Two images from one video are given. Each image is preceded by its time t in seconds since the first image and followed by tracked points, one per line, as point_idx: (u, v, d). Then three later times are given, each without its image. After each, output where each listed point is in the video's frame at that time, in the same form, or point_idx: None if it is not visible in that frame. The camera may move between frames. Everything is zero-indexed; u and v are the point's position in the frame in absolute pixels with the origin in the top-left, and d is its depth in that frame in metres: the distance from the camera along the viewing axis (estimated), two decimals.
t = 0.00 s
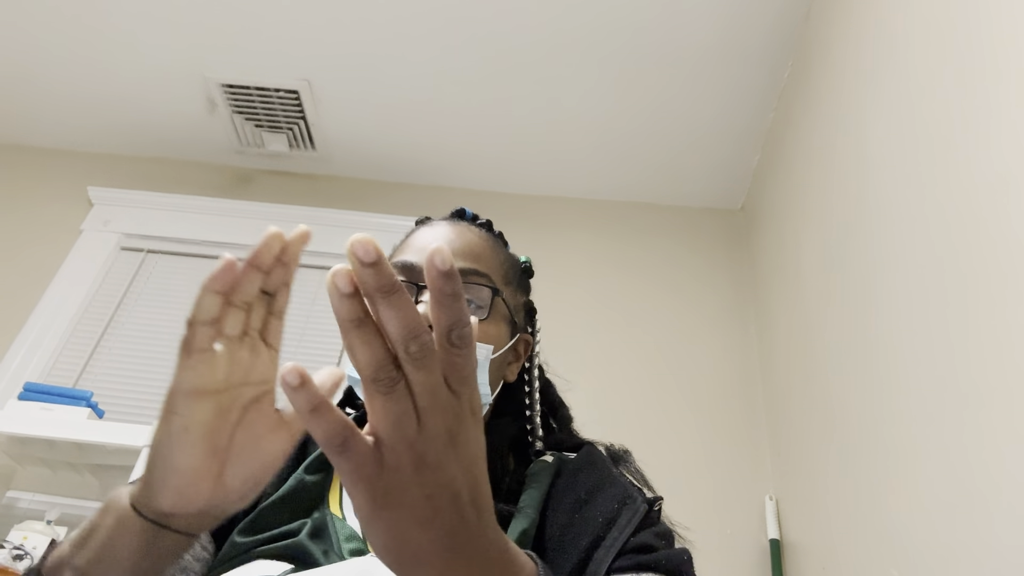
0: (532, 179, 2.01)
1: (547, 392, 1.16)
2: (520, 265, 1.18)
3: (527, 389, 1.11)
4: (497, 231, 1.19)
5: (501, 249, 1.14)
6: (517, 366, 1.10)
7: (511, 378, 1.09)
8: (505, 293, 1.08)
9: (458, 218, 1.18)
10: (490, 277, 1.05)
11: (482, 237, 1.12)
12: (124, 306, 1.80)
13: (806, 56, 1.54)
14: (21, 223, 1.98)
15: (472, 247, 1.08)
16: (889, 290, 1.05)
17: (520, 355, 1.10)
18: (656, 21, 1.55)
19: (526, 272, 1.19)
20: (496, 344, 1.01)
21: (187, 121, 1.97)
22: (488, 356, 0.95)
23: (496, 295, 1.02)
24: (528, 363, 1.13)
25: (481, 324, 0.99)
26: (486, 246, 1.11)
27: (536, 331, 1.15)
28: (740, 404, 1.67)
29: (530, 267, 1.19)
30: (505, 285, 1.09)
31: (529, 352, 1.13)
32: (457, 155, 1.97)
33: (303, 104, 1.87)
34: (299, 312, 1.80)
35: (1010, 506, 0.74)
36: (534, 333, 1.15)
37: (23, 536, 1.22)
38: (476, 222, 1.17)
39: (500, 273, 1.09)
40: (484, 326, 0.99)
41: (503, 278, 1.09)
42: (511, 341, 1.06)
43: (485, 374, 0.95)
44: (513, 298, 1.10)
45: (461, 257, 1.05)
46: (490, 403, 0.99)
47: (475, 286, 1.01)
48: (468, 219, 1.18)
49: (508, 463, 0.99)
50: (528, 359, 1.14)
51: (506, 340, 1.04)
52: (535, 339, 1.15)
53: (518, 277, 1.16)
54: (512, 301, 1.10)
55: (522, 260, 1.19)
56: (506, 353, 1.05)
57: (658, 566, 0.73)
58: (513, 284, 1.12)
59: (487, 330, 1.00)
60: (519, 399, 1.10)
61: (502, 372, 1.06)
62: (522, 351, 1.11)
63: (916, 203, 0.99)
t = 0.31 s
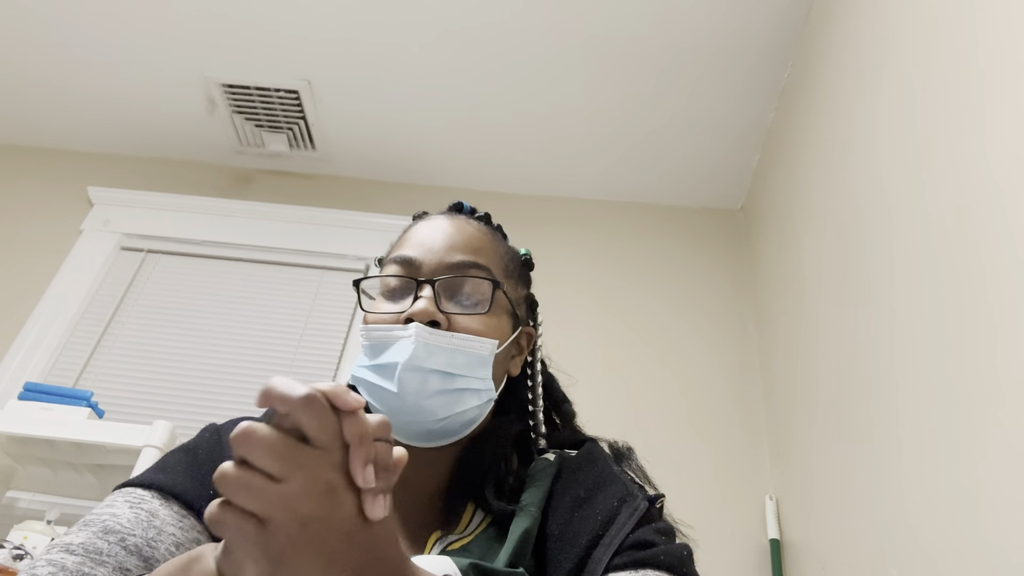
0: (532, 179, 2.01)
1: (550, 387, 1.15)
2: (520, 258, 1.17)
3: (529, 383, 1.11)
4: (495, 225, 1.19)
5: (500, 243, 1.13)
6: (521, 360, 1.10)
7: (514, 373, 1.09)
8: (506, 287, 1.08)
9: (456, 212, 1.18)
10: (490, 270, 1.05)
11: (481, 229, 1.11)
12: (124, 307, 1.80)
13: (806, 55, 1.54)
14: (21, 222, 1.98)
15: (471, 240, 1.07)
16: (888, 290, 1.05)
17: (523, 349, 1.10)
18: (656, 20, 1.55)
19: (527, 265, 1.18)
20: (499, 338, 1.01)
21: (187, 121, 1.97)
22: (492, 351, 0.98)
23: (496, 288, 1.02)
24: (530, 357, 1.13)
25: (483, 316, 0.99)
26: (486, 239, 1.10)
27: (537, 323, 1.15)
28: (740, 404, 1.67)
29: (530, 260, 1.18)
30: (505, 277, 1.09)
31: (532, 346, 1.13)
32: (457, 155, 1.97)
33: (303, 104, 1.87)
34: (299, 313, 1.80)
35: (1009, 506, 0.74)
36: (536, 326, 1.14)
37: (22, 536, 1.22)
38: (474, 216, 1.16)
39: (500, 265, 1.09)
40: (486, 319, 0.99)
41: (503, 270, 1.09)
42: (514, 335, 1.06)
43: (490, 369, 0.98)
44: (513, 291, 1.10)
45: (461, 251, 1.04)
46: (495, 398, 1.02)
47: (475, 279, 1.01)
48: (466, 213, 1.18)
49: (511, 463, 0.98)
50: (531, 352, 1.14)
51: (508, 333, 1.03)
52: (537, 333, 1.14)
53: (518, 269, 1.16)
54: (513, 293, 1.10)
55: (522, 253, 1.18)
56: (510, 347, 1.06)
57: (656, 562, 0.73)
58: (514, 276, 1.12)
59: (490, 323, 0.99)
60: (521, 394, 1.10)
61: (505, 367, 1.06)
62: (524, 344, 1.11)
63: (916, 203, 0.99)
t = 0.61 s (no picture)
0: (532, 179, 2.01)
1: (550, 383, 1.15)
2: (517, 254, 1.17)
3: (529, 379, 1.11)
4: (492, 221, 1.19)
5: (497, 239, 1.13)
6: (520, 357, 1.10)
7: (514, 369, 1.09)
8: (505, 284, 1.08)
9: (452, 209, 1.18)
10: (489, 267, 1.05)
11: (478, 226, 1.11)
12: (124, 307, 1.80)
13: (806, 55, 1.54)
14: (21, 222, 1.98)
15: (469, 238, 1.07)
16: (888, 289, 1.05)
17: (521, 345, 1.11)
18: (656, 21, 1.55)
19: (523, 260, 1.18)
20: (498, 335, 1.01)
21: (187, 121, 1.97)
22: (490, 348, 0.98)
23: (495, 286, 1.02)
24: (529, 353, 1.13)
25: (483, 315, 0.99)
26: (483, 236, 1.10)
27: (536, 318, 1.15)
28: (740, 403, 1.67)
29: (527, 256, 1.18)
30: (503, 274, 1.09)
31: (531, 341, 1.13)
32: (457, 155, 1.97)
33: (303, 104, 1.87)
34: (299, 312, 1.80)
35: (1009, 506, 0.74)
36: (535, 321, 1.14)
37: (23, 536, 1.23)
38: (470, 213, 1.16)
39: (498, 262, 1.09)
40: (485, 317, 0.99)
41: (501, 267, 1.09)
42: (513, 331, 1.06)
43: (490, 367, 0.98)
44: (512, 287, 1.10)
45: (458, 250, 1.04)
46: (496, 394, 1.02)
47: (473, 277, 1.00)
48: (462, 210, 1.17)
49: (513, 462, 0.98)
50: (530, 348, 1.14)
51: (507, 330, 1.04)
52: (536, 328, 1.14)
53: (516, 265, 1.15)
54: (512, 290, 1.10)
55: (519, 248, 1.18)
56: (510, 345, 1.06)
57: (660, 565, 0.72)
58: (512, 273, 1.12)
59: (488, 321, 1.00)
60: (522, 391, 1.09)
61: (505, 364, 1.06)
62: (523, 340, 1.12)
63: (916, 202, 0.99)
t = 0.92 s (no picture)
0: (532, 179, 2.01)
1: (547, 382, 1.15)
2: (513, 253, 1.17)
3: (527, 378, 1.12)
4: (487, 220, 1.19)
5: (493, 238, 1.13)
6: (519, 356, 1.09)
7: (513, 369, 1.09)
8: (502, 283, 1.08)
9: (448, 209, 1.17)
10: (486, 267, 1.05)
11: (474, 226, 1.11)
12: (124, 307, 1.80)
13: (806, 55, 1.54)
14: (21, 222, 1.98)
15: (466, 237, 1.07)
16: (889, 289, 1.05)
17: (520, 344, 1.10)
18: (656, 22, 1.55)
19: (519, 259, 1.18)
20: (497, 334, 1.01)
21: (187, 121, 1.97)
22: (489, 345, 0.97)
23: (493, 285, 1.01)
24: (525, 352, 1.13)
25: (481, 314, 0.99)
26: (480, 236, 1.10)
27: (532, 317, 1.16)
28: (739, 403, 1.67)
29: (523, 255, 1.18)
30: (501, 273, 1.09)
31: (530, 340, 1.13)
32: (456, 155, 1.97)
33: (303, 104, 1.87)
34: (299, 313, 1.80)
35: (1011, 507, 0.74)
36: (532, 320, 1.15)
37: (22, 536, 1.23)
38: (466, 212, 1.16)
39: (495, 262, 1.09)
40: (484, 316, 0.99)
41: (498, 267, 1.09)
42: (512, 331, 1.05)
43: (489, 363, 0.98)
44: (509, 286, 1.10)
45: (455, 250, 1.04)
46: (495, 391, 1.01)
47: (471, 277, 1.00)
48: (457, 210, 1.17)
49: (513, 463, 0.98)
50: (528, 348, 1.14)
51: (507, 330, 1.03)
52: (533, 327, 1.14)
53: (513, 264, 1.15)
54: (509, 289, 1.10)
55: (514, 247, 1.18)
56: (507, 343, 1.05)
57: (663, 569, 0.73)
58: (509, 272, 1.12)
59: (487, 320, 0.99)
60: (520, 389, 1.10)
61: (504, 363, 1.06)
62: (522, 340, 1.11)
63: (916, 203, 0.99)
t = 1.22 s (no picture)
0: (532, 179, 2.01)
1: (547, 380, 1.15)
2: (512, 250, 1.17)
3: (526, 376, 1.12)
4: (486, 217, 1.19)
5: (492, 235, 1.13)
6: (518, 353, 1.10)
7: (511, 366, 1.09)
8: (500, 279, 1.08)
9: (445, 206, 1.17)
10: (484, 263, 1.05)
11: (472, 222, 1.11)
12: (124, 306, 1.81)
13: (806, 55, 1.54)
14: (20, 222, 1.98)
15: (463, 234, 1.07)
16: (889, 288, 1.05)
17: (518, 342, 1.09)
18: (656, 22, 1.55)
19: (518, 255, 1.18)
20: (494, 330, 1.01)
21: (187, 121, 1.97)
22: (488, 342, 0.98)
23: (490, 281, 1.02)
24: (526, 349, 1.13)
25: (478, 311, 0.99)
26: (477, 232, 1.10)
27: (531, 314, 1.16)
28: (739, 402, 1.67)
29: (523, 251, 1.18)
30: (498, 270, 1.09)
31: (529, 337, 1.13)
32: (456, 155, 1.97)
33: (303, 104, 1.88)
34: (299, 312, 1.80)
35: (1011, 508, 0.73)
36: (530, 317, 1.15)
37: (22, 536, 1.23)
38: (464, 208, 1.16)
39: (493, 258, 1.08)
40: (481, 313, 0.99)
41: (496, 263, 1.09)
42: (510, 328, 1.05)
43: (488, 360, 0.97)
44: (507, 282, 1.10)
45: (453, 246, 1.04)
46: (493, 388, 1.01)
47: (468, 274, 1.00)
48: (455, 206, 1.17)
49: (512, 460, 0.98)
50: (527, 344, 1.14)
51: (504, 326, 1.04)
52: (532, 323, 1.14)
53: (511, 261, 1.15)
54: (507, 286, 1.09)
55: (514, 244, 1.18)
56: (506, 340, 1.05)
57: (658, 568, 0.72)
58: (507, 269, 1.12)
59: (484, 317, 1.00)
60: (519, 388, 1.11)
61: (502, 360, 1.06)
62: (520, 336, 1.11)
63: (916, 203, 0.99)
